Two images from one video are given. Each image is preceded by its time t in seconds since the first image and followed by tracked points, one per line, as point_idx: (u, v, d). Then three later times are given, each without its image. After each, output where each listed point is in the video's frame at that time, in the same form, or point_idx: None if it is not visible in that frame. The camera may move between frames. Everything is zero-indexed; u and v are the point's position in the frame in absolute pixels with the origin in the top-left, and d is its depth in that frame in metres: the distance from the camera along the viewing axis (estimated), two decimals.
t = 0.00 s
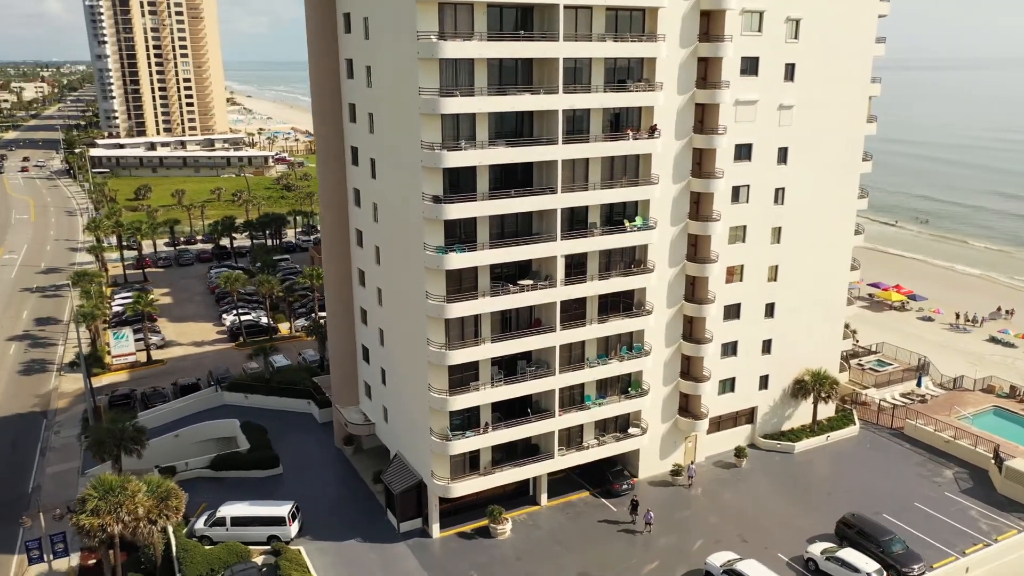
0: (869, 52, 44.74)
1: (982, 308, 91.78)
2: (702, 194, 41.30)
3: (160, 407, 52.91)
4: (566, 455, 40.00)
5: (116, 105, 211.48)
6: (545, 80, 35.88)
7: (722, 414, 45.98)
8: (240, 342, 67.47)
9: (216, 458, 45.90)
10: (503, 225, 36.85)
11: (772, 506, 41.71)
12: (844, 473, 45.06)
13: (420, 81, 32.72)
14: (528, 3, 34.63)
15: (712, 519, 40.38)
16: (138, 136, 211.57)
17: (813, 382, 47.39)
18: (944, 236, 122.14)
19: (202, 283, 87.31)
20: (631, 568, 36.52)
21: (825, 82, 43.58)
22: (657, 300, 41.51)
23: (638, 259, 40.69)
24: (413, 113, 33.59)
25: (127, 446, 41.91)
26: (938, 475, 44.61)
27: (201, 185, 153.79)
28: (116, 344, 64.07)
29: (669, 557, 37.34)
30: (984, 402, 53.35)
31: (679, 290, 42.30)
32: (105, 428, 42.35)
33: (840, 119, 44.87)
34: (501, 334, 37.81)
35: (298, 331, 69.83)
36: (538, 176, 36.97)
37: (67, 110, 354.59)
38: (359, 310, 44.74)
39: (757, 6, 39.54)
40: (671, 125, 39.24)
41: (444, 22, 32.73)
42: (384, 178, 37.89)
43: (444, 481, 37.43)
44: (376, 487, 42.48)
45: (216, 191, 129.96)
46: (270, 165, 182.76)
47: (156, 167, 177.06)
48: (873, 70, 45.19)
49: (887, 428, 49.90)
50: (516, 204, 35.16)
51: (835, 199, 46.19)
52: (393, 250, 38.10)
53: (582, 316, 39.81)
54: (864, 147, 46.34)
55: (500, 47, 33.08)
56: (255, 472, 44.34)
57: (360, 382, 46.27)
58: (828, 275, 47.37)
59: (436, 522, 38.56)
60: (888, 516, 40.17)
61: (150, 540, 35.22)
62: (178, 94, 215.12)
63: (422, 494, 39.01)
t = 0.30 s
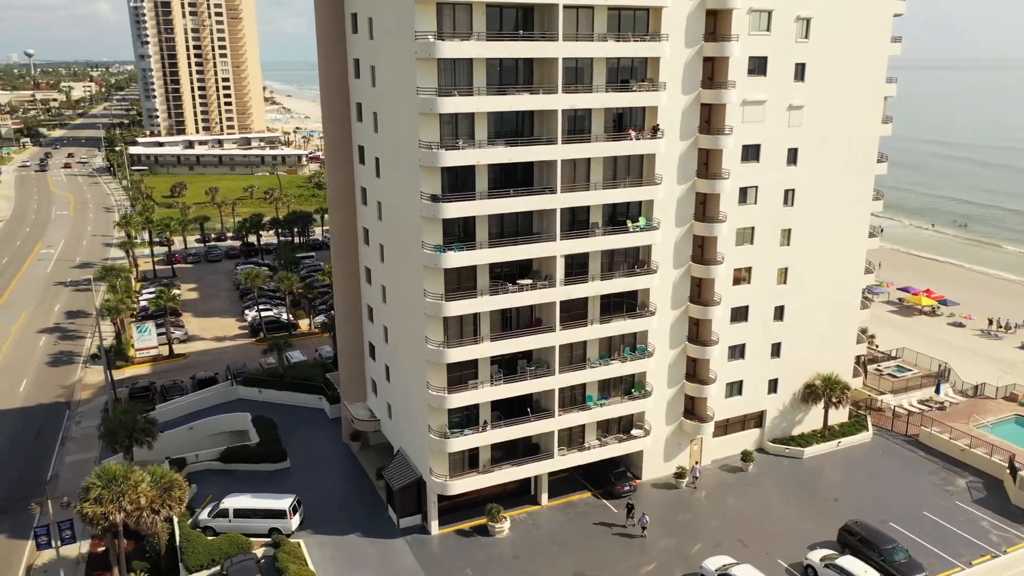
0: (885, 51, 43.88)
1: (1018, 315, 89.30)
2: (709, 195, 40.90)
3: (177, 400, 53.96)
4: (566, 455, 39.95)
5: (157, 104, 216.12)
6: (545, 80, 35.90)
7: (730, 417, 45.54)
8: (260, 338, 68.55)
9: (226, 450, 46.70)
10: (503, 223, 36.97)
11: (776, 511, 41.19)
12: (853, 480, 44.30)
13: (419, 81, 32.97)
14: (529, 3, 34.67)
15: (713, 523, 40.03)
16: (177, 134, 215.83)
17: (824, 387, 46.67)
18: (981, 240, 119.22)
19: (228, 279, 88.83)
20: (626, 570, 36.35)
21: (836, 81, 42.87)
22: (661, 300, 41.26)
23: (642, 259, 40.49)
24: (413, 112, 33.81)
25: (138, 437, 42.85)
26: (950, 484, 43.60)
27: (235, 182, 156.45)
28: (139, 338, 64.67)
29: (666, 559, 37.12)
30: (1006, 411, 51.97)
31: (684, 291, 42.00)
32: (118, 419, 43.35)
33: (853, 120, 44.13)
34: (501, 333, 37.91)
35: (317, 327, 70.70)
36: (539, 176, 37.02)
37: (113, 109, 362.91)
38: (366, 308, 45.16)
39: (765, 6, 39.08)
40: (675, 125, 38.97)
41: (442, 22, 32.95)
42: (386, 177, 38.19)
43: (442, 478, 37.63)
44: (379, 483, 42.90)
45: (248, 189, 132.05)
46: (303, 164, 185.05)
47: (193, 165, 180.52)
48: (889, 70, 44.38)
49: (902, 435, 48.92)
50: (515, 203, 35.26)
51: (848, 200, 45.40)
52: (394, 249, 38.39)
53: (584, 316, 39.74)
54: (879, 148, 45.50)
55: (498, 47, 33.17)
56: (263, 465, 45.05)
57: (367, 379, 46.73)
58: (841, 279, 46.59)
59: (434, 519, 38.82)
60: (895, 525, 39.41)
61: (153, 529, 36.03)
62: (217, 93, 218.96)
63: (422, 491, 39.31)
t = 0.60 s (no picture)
0: (904, 50, 42.94)
1: None
2: (718, 196, 40.50)
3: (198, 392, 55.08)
4: (569, 455, 39.93)
5: (200, 103, 220.63)
6: (549, 80, 35.91)
7: (740, 421, 45.06)
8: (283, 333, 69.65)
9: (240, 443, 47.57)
10: (507, 222, 37.12)
11: (783, 517, 40.66)
12: (866, 486, 43.50)
13: (420, 81, 33.27)
14: (532, 3, 34.71)
15: (717, 527, 39.68)
16: (219, 132, 219.98)
17: (838, 392, 45.88)
18: None
19: (258, 275, 90.38)
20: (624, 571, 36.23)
21: (852, 81, 42.09)
22: (668, 301, 40.98)
23: (649, 260, 40.26)
24: (415, 111, 34.09)
25: (152, 427, 43.90)
26: (966, 494, 42.56)
27: (273, 180, 159.13)
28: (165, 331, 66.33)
29: (666, 562, 36.91)
30: None
31: (692, 293, 41.65)
32: (134, 410, 44.46)
33: (870, 121, 43.29)
34: (504, 332, 38.06)
35: (339, 323, 71.60)
36: (543, 175, 37.08)
37: (161, 108, 370.77)
38: (376, 305, 45.57)
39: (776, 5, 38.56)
40: (682, 125, 38.69)
41: (444, 22, 33.17)
42: (392, 175, 38.49)
43: (443, 475, 37.92)
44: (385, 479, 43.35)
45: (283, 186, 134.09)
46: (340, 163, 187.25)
47: (233, 162, 184.01)
48: (908, 70, 43.45)
49: (920, 442, 47.90)
50: (518, 203, 35.39)
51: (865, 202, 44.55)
52: (399, 246, 38.69)
53: (589, 316, 39.66)
54: (898, 149, 44.58)
55: (500, 47, 33.30)
56: (275, 458, 45.82)
57: (377, 375, 47.20)
58: (857, 283, 45.75)
59: (436, 515, 39.13)
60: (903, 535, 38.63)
61: (161, 518, 36.95)
62: (259, 92, 222.68)
63: (424, 487, 39.64)
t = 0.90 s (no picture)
0: (925, 49, 41.96)
1: None
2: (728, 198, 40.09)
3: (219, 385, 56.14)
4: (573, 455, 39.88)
5: (243, 102, 224.83)
6: (553, 80, 35.93)
7: (750, 425, 44.54)
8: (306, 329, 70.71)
9: (254, 436, 48.46)
10: (510, 221, 37.20)
11: (789, 523, 40.05)
12: (878, 494, 42.66)
13: (423, 80, 33.58)
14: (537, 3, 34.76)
15: (721, 532, 39.26)
16: (261, 131, 223.79)
17: (853, 397, 45.05)
18: None
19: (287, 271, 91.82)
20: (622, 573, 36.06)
21: (869, 81, 41.31)
22: (675, 302, 40.72)
23: (656, 260, 40.01)
24: (419, 111, 34.41)
25: (169, 418, 44.96)
26: (983, 505, 41.46)
27: (311, 178, 161.57)
28: (192, 324, 66.12)
29: (666, 565, 36.65)
30: None
31: (700, 295, 41.32)
32: (152, 401, 45.59)
33: (888, 121, 42.41)
34: (508, 330, 38.22)
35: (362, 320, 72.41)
36: (548, 175, 37.16)
37: (207, 108, 378.43)
38: (387, 301, 46.05)
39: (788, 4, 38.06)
40: (691, 125, 38.39)
41: (448, 22, 33.42)
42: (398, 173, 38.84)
43: (445, 472, 38.25)
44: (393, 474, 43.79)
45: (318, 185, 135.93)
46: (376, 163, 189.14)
47: (272, 161, 187.13)
48: (929, 70, 42.48)
49: (938, 451, 46.83)
50: (520, 202, 35.52)
51: (882, 204, 43.65)
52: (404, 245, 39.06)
53: (595, 317, 39.56)
54: (918, 151, 43.61)
55: (502, 47, 33.42)
56: (287, 451, 46.58)
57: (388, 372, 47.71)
58: (873, 287, 44.87)
59: (439, 512, 39.41)
60: (913, 545, 37.78)
61: (170, 507, 37.90)
62: (300, 91, 225.99)
63: (428, 484, 39.98)
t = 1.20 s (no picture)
0: (945, 48, 40.98)
1: None
2: (738, 199, 39.67)
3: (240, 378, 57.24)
4: (576, 455, 39.85)
5: (284, 101, 228.36)
6: (557, 81, 35.95)
7: (760, 429, 44.02)
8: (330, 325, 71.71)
9: (269, 429, 49.36)
10: (515, 220, 37.33)
11: (796, 529, 39.50)
12: (890, 502, 41.81)
13: (426, 80, 33.95)
14: (542, 3, 34.80)
15: (725, 536, 38.87)
16: (302, 130, 227.16)
17: (867, 403, 44.23)
18: None
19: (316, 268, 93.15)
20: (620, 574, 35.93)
21: (885, 81, 40.51)
22: (682, 304, 40.44)
23: (663, 261, 39.76)
24: (422, 110, 34.76)
25: (186, 410, 46.03)
26: (999, 517, 40.37)
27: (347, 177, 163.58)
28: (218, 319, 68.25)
29: (665, 567, 36.42)
30: None
31: (708, 297, 41.00)
32: (169, 392, 46.72)
33: (906, 121, 41.54)
34: (512, 328, 38.36)
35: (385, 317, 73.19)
36: (553, 175, 37.13)
37: (252, 107, 384.69)
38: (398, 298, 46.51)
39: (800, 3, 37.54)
40: (698, 125, 38.12)
41: (451, 22, 33.70)
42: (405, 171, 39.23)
43: (448, 469, 38.57)
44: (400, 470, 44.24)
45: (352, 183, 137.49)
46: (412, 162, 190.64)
47: (310, 159, 189.90)
48: (949, 69, 41.48)
49: (957, 460, 45.72)
50: (523, 202, 35.62)
51: (899, 207, 42.75)
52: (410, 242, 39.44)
53: (601, 317, 39.47)
54: (937, 153, 42.63)
55: (505, 47, 33.58)
56: (299, 445, 47.35)
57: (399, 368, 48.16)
58: (890, 291, 43.97)
59: (442, 508, 39.74)
60: (922, 556, 36.96)
61: (180, 496, 38.80)
62: (340, 91, 228.78)
63: (432, 480, 40.31)
